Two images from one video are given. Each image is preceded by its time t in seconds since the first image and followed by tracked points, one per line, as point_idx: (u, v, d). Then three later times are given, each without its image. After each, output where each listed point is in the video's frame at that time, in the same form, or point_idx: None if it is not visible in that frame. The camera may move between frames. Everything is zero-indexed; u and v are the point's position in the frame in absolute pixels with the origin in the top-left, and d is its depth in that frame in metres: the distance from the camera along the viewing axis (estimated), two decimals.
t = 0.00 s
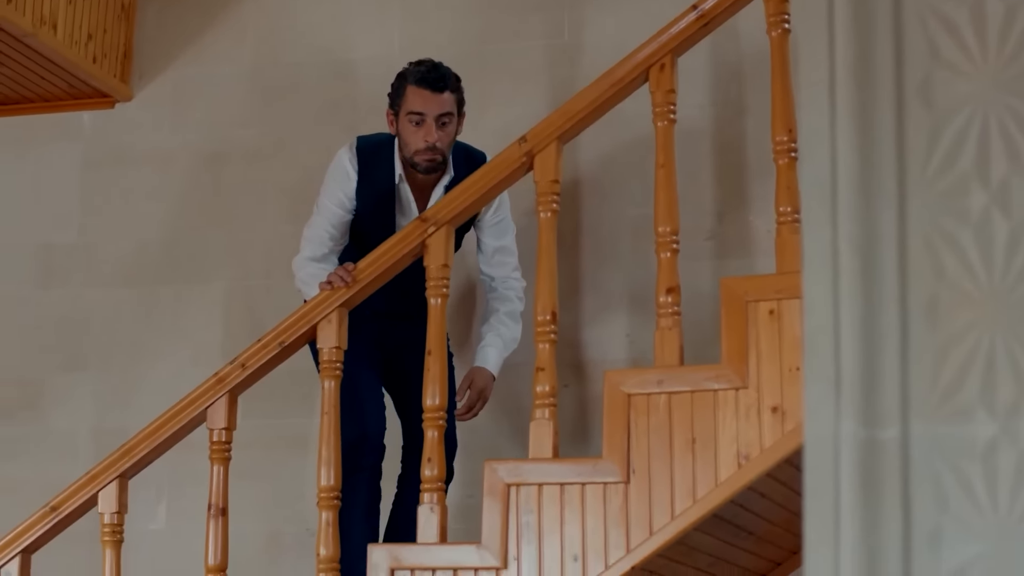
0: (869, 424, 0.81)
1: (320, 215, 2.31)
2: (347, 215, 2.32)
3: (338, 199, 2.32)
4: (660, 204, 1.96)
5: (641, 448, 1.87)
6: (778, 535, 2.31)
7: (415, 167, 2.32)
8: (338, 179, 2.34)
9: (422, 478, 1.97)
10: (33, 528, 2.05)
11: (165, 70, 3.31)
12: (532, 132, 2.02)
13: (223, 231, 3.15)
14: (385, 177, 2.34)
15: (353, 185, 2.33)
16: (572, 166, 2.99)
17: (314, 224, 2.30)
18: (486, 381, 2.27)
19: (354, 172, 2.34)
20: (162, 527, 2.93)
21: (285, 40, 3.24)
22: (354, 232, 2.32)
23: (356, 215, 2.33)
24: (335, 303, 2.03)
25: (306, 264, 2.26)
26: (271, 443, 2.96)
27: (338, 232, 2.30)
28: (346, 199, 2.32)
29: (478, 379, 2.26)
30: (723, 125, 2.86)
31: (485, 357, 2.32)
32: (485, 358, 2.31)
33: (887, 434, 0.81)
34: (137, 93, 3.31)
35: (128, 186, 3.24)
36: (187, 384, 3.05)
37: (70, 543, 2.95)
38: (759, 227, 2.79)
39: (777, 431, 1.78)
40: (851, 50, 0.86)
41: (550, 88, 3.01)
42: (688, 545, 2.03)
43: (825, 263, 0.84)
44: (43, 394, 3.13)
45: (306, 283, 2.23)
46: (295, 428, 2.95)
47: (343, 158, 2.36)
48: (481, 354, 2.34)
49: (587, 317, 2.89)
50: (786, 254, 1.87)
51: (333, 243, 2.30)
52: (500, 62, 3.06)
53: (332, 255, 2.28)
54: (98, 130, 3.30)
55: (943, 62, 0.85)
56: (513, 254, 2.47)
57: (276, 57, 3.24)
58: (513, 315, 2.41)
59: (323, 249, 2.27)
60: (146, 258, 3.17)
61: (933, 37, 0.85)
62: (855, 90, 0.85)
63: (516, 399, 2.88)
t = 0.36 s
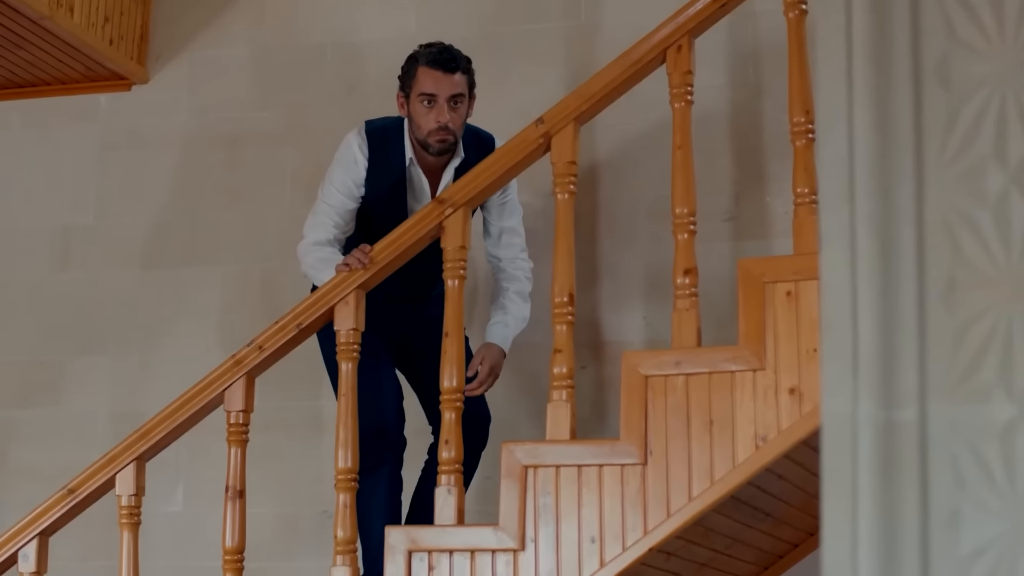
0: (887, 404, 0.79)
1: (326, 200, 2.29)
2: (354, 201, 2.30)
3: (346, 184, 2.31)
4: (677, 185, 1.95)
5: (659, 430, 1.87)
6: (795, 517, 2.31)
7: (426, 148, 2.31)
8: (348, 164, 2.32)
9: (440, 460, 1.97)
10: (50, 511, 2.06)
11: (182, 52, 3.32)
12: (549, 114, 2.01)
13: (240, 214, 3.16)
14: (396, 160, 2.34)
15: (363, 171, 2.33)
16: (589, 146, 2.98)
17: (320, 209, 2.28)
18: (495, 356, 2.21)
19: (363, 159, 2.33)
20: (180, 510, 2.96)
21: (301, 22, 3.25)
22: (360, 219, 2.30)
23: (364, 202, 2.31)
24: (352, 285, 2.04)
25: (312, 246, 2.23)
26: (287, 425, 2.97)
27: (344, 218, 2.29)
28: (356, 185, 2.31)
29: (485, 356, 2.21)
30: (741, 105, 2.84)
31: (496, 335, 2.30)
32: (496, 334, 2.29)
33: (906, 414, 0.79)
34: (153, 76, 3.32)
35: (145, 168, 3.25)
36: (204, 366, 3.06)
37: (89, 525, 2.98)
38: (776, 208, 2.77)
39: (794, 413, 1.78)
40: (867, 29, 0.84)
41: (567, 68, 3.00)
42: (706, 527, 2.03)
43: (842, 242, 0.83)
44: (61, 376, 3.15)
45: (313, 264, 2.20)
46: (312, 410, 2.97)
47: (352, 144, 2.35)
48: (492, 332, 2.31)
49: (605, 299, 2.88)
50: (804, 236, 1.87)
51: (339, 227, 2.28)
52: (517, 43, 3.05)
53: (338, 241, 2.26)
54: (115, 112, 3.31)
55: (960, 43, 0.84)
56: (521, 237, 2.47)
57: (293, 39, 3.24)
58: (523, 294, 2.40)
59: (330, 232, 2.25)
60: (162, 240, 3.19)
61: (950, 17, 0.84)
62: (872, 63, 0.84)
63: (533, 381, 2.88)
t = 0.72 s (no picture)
0: (900, 390, 0.78)
1: (339, 196, 2.29)
2: (366, 199, 2.30)
3: (359, 181, 2.30)
4: (690, 172, 1.94)
5: (672, 416, 1.86)
6: (807, 503, 2.30)
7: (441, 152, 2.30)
8: (364, 160, 2.32)
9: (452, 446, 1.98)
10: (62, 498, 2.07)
11: (193, 39, 3.32)
12: (561, 101, 2.01)
13: (252, 201, 3.16)
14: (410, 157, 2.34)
15: (378, 167, 2.32)
16: (601, 133, 2.97)
17: (332, 204, 2.28)
18: (508, 358, 2.21)
19: (378, 157, 2.33)
20: (192, 497, 2.97)
21: (313, 9, 3.25)
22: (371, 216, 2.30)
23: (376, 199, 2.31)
24: (364, 272, 2.04)
25: (323, 239, 2.23)
26: (298, 411, 2.98)
27: (355, 215, 2.28)
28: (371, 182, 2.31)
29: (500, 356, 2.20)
30: (753, 91, 2.83)
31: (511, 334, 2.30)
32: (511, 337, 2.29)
33: (918, 401, 0.78)
34: (165, 63, 3.32)
35: (157, 156, 3.26)
36: (216, 354, 3.07)
37: (102, 511, 3.00)
38: (788, 194, 2.76)
39: (806, 399, 1.78)
40: (880, 14, 0.83)
41: (580, 55, 3.00)
42: (718, 514, 2.03)
43: (854, 229, 0.81)
44: (74, 363, 3.16)
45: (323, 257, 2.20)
46: (325, 397, 2.98)
47: (368, 141, 2.35)
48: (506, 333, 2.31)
49: (617, 285, 2.87)
50: (816, 223, 1.86)
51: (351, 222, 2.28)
52: (529, 30, 3.05)
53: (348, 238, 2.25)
54: (127, 100, 3.32)
55: (973, 30, 0.82)
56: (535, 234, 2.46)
57: (305, 26, 3.24)
58: (537, 293, 2.39)
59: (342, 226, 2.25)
60: (175, 227, 3.19)
61: (963, 4, 0.82)
62: (884, 49, 0.83)
63: (546, 367, 2.89)
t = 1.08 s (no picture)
0: (908, 374, 0.77)
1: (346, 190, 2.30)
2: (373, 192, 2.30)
3: (366, 174, 2.30)
4: (698, 155, 1.93)
5: (680, 398, 1.86)
6: (816, 486, 2.30)
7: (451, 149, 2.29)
8: (372, 151, 2.32)
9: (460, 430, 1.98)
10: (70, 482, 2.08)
11: (201, 23, 3.32)
12: (570, 83, 2.00)
13: (260, 184, 3.16)
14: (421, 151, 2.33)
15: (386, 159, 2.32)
16: (609, 116, 2.96)
17: (339, 197, 2.29)
18: (511, 361, 2.21)
19: (386, 150, 2.32)
20: (200, 480, 2.99)
21: None
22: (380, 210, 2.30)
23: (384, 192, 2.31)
24: (372, 255, 2.04)
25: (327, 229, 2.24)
26: (305, 395, 2.99)
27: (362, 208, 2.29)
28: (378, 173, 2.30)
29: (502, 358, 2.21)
30: (761, 74, 2.82)
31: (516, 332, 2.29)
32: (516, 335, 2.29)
33: (927, 384, 0.77)
34: (173, 47, 3.31)
35: (164, 140, 3.26)
36: (223, 338, 3.08)
37: (111, 494, 3.02)
38: (796, 176, 2.75)
39: (814, 382, 1.77)
40: None
41: (588, 39, 3.00)
42: (727, 497, 2.03)
43: (863, 213, 0.80)
44: (82, 347, 3.17)
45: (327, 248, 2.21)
46: (333, 380, 2.99)
47: (376, 133, 2.34)
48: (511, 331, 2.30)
49: (625, 269, 2.87)
50: (825, 206, 1.86)
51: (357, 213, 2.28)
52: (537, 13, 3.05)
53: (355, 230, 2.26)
54: (134, 83, 3.32)
55: (981, 13, 0.80)
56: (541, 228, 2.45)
57: (312, 10, 3.24)
58: (542, 290, 2.39)
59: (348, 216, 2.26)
60: (182, 212, 3.19)
61: None
62: (893, 34, 0.82)
63: (554, 351, 2.89)
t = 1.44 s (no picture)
0: (917, 361, 0.75)
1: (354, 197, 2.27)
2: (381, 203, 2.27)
3: (377, 184, 2.28)
4: (706, 143, 1.93)
5: (688, 386, 1.86)
6: (824, 474, 2.30)
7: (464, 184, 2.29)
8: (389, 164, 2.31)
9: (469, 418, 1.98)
10: (79, 471, 2.09)
11: (209, 11, 3.32)
12: (578, 71, 2.00)
13: (268, 172, 3.16)
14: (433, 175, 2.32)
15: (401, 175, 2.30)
16: (617, 104, 2.95)
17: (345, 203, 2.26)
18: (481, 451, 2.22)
19: (401, 167, 2.31)
20: (209, 468, 3.00)
21: None
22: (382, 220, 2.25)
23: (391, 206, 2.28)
24: (380, 244, 2.04)
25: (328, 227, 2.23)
26: (313, 383, 3.00)
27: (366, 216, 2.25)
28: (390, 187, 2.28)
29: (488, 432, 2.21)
30: (770, 62, 2.80)
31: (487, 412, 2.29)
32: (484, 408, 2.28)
33: (935, 371, 0.74)
34: (181, 35, 3.31)
35: (172, 128, 3.26)
36: (232, 326, 3.09)
37: (121, 481, 3.03)
38: (805, 164, 2.74)
39: (823, 369, 1.77)
40: None
41: (596, 27, 3.01)
42: (735, 485, 2.03)
43: (871, 198, 0.78)
44: (91, 335, 3.18)
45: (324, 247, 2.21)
46: (341, 368, 2.99)
47: (395, 149, 2.33)
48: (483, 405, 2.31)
49: (633, 258, 2.86)
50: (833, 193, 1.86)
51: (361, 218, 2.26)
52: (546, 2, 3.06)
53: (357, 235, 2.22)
54: (143, 72, 3.32)
55: None
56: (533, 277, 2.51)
57: None
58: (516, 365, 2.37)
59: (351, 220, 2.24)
60: (190, 201, 3.20)
61: None
62: (901, 19, 0.79)
63: (562, 339, 2.89)
